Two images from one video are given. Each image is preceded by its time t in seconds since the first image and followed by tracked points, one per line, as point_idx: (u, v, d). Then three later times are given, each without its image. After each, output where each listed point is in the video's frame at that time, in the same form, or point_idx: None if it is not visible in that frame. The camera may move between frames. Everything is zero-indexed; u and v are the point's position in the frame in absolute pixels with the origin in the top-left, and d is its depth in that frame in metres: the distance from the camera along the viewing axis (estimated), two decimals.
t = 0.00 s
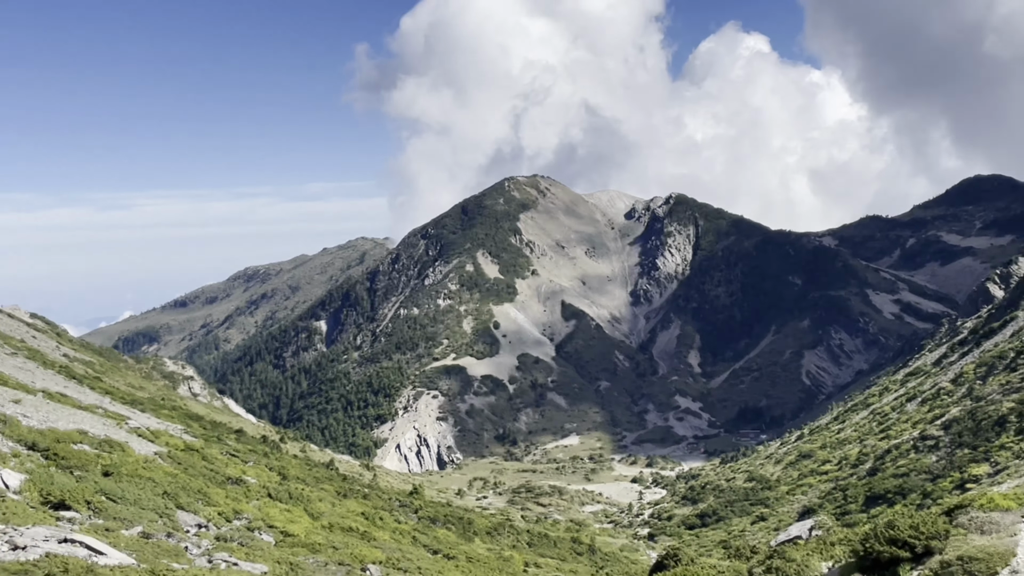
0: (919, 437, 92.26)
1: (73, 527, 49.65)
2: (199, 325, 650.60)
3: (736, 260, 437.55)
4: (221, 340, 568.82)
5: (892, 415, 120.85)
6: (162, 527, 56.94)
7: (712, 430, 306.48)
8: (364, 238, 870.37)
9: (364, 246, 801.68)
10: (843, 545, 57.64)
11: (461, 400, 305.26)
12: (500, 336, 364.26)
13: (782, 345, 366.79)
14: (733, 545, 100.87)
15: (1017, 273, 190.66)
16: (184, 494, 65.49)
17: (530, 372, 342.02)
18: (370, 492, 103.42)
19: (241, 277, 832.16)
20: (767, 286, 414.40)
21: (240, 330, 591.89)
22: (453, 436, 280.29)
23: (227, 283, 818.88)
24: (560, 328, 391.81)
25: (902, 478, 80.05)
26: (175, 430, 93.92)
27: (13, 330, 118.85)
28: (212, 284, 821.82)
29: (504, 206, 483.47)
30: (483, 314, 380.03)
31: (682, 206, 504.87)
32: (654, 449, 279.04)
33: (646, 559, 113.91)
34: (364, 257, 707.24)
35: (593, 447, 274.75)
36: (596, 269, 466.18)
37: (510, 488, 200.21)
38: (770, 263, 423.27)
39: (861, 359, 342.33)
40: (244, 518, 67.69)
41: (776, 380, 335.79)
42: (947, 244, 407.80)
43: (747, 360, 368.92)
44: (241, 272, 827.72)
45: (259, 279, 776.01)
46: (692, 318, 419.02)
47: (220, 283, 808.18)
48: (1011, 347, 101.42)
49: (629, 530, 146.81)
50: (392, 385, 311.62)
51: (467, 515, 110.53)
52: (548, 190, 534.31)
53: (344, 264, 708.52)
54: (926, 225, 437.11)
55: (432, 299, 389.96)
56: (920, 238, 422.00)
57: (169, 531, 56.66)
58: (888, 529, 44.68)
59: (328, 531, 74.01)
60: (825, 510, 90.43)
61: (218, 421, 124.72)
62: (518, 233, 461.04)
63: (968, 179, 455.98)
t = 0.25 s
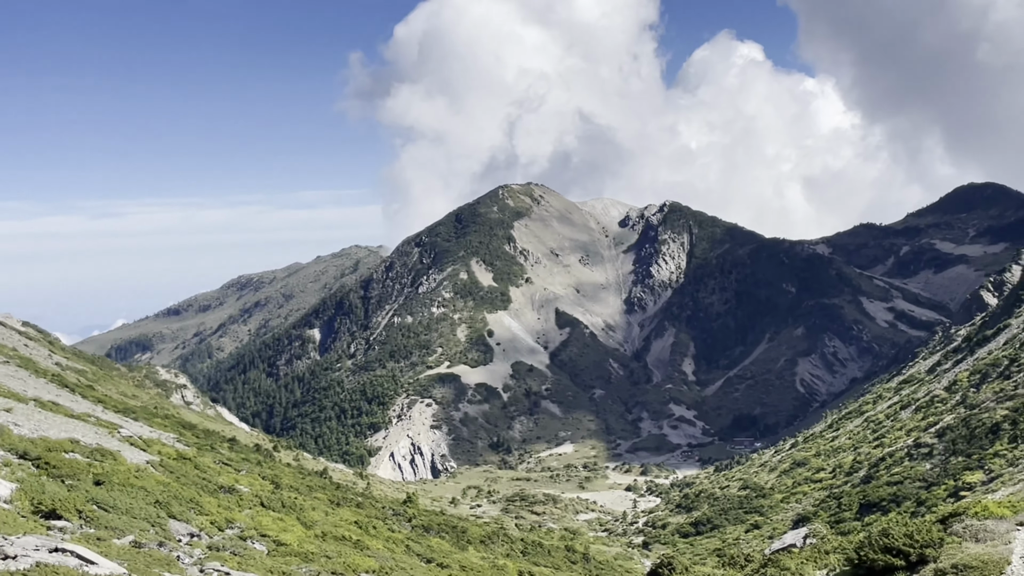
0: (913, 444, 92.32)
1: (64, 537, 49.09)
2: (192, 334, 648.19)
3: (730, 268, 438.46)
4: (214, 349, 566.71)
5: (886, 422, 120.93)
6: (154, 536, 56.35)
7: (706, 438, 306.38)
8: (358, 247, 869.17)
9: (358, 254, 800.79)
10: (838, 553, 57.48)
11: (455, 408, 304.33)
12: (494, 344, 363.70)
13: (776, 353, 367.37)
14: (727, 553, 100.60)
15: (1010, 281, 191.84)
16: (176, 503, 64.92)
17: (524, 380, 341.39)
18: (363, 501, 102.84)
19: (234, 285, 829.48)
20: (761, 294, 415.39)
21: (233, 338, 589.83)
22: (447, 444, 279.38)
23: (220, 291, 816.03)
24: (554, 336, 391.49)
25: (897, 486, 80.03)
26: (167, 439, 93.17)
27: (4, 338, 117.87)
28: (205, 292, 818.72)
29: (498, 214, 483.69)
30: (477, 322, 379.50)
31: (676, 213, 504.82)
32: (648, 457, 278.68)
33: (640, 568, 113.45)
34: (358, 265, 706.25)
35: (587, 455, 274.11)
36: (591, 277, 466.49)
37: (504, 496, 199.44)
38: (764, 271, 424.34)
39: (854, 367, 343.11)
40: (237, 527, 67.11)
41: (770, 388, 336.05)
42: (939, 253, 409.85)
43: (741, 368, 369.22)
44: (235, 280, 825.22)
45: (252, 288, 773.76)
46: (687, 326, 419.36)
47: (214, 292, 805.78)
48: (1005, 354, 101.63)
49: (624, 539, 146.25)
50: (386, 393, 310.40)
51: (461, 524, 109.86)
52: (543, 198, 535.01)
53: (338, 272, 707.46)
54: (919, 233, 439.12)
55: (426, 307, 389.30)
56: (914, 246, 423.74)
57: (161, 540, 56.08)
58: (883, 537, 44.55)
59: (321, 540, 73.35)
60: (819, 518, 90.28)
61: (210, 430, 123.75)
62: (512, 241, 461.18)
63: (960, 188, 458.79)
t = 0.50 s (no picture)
0: (906, 448, 92.19)
1: (52, 542, 48.16)
2: (183, 338, 645.01)
3: (723, 272, 439.20)
4: (205, 353, 564.15)
5: (879, 426, 120.95)
6: (143, 541, 55.37)
7: (699, 442, 306.33)
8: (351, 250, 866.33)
9: (351, 258, 799.65)
10: (832, 558, 57.00)
11: (448, 412, 303.17)
12: (487, 347, 362.86)
13: (768, 356, 367.92)
14: (720, 558, 100.01)
15: (1003, 285, 192.50)
16: (166, 508, 63.96)
17: (517, 384, 340.63)
18: (354, 505, 101.81)
19: (225, 289, 825.97)
20: (754, 297, 416.01)
21: (225, 342, 587.24)
22: (440, 448, 278.15)
23: (212, 295, 812.55)
24: (547, 340, 390.83)
25: (890, 489, 79.80)
26: (158, 443, 92.16)
27: None
28: (196, 296, 814.44)
29: (491, 217, 483.00)
30: (470, 325, 378.47)
31: (669, 217, 506.10)
32: (642, 461, 278.24)
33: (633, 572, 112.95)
34: (350, 269, 704.11)
35: (580, 459, 273.42)
36: (584, 280, 466.29)
37: (497, 501, 198.31)
38: (756, 275, 425.03)
39: (846, 370, 344.12)
40: (227, 532, 66.26)
41: (763, 392, 336.46)
42: (931, 256, 411.40)
43: (734, 372, 369.58)
44: (226, 284, 822.27)
45: (244, 291, 769.76)
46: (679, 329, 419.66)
47: (205, 295, 802.25)
48: (998, 358, 101.77)
49: (617, 543, 145.71)
50: (379, 397, 309.13)
51: (453, 528, 109.06)
52: (536, 201, 534.50)
53: (331, 275, 705.53)
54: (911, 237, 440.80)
55: (419, 311, 388.20)
56: (906, 250, 425.52)
57: (150, 546, 55.16)
58: (878, 541, 44.10)
59: (312, 545, 72.56)
60: (813, 522, 89.86)
61: (200, 434, 122.48)
62: (505, 244, 460.58)
63: (952, 191, 460.86)
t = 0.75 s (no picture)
0: (901, 445, 92.64)
1: (48, 539, 48.17)
2: (179, 335, 644.34)
3: (718, 270, 440.15)
4: (202, 350, 563.85)
5: (874, 424, 121.50)
6: (139, 538, 55.42)
7: (695, 440, 307.22)
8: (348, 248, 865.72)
9: (348, 256, 799.56)
10: (826, 555, 57.31)
11: (444, 410, 303.49)
12: (483, 345, 363.18)
13: (764, 354, 368.89)
14: (716, 555, 100.43)
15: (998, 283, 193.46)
16: (162, 505, 63.99)
17: (513, 382, 341.06)
18: (351, 502, 102.06)
19: (222, 287, 825.38)
20: (749, 295, 416.85)
21: (221, 339, 586.94)
22: (436, 446, 278.62)
23: (209, 293, 811.99)
24: (543, 338, 391.23)
25: (885, 486, 80.29)
26: (155, 441, 92.14)
27: None
28: (193, 294, 813.56)
29: (487, 215, 483.10)
30: (467, 323, 378.62)
31: (665, 215, 506.78)
32: (637, 458, 278.93)
33: (629, 569, 113.46)
34: (347, 267, 703.55)
35: (576, 457, 274.05)
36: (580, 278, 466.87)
37: (493, 498, 198.83)
38: (752, 273, 425.84)
39: (841, 368, 345.28)
40: (223, 529, 66.33)
41: (759, 390, 337.39)
42: (927, 255, 412.58)
43: (730, 369, 370.58)
44: (223, 281, 821.72)
45: (241, 288, 769.08)
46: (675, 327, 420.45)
47: (202, 293, 801.51)
48: (992, 356, 102.29)
49: (613, 540, 146.28)
50: (375, 395, 309.34)
51: (449, 526, 109.36)
52: (532, 199, 534.60)
53: (327, 273, 705.06)
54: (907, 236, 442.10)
55: (415, 308, 388.20)
56: (901, 248, 426.81)
57: (146, 542, 55.20)
58: (872, 538, 44.35)
59: (308, 542, 72.70)
60: (808, 519, 90.29)
61: (198, 431, 122.60)
62: (502, 242, 460.76)
63: (948, 190, 462.08)
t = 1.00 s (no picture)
0: (898, 439, 92.62)
1: (43, 531, 47.89)
2: (176, 327, 643.13)
3: (716, 263, 440.10)
4: (199, 342, 562.92)
5: (871, 417, 121.57)
6: (135, 530, 55.17)
7: (692, 433, 307.78)
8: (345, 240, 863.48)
9: (345, 248, 797.86)
10: (823, 548, 57.19)
11: (441, 402, 303.52)
12: (480, 338, 363.11)
13: (761, 347, 369.37)
14: (712, 547, 100.49)
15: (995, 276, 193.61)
16: (158, 497, 63.69)
17: (510, 374, 341.01)
18: (348, 495, 101.72)
19: (220, 279, 823.69)
20: (747, 289, 416.88)
21: (219, 332, 585.98)
22: (433, 439, 278.55)
23: (206, 285, 810.21)
24: (540, 331, 391.11)
25: (882, 479, 80.31)
26: (151, 433, 91.77)
27: None
28: (190, 286, 811.71)
29: (485, 208, 482.12)
30: (464, 316, 378.21)
31: (662, 209, 506.21)
32: (635, 451, 279.33)
33: (626, 562, 113.57)
34: (344, 259, 702.06)
35: (574, 450, 274.41)
36: (577, 271, 466.67)
37: (490, 491, 198.92)
38: (750, 266, 425.69)
39: (838, 362, 345.89)
40: (220, 520, 66.11)
41: (756, 383, 337.94)
42: (924, 248, 412.77)
43: (727, 363, 371.06)
44: (220, 274, 820.07)
45: (238, 281, 767.41)
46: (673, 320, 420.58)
47: (199, 285, 799.54)
48: (990, 349, 102.28)
49: (609, 532, 146.41)
50: (372, 387, 309.28)
51: (446, 518, 109.35)
52: (530, 192, 533.59)
53: (324, 266, 703.77)
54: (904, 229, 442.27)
55: (413, 301, 387.71)
56: (899, 242, 427.07)
57: (142, 535, 54.99)
58: (869, 531, 44.18)
59: (305, 534, 72.55)
60: (805, 512, 90.32)
61: (194, 423, 122.24)
62: (499, 235, 460.16)
63: (946, 183, 462.06)
